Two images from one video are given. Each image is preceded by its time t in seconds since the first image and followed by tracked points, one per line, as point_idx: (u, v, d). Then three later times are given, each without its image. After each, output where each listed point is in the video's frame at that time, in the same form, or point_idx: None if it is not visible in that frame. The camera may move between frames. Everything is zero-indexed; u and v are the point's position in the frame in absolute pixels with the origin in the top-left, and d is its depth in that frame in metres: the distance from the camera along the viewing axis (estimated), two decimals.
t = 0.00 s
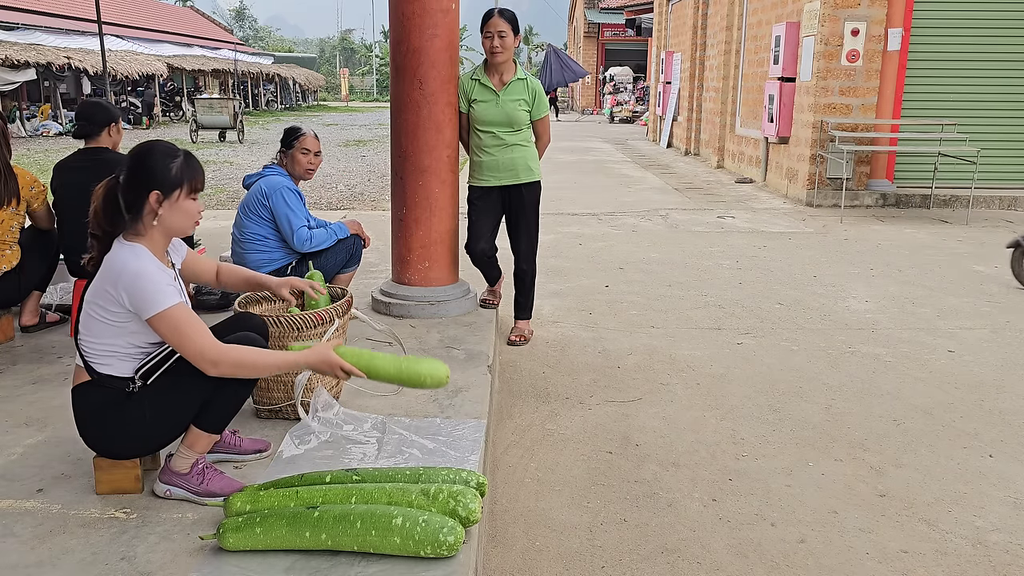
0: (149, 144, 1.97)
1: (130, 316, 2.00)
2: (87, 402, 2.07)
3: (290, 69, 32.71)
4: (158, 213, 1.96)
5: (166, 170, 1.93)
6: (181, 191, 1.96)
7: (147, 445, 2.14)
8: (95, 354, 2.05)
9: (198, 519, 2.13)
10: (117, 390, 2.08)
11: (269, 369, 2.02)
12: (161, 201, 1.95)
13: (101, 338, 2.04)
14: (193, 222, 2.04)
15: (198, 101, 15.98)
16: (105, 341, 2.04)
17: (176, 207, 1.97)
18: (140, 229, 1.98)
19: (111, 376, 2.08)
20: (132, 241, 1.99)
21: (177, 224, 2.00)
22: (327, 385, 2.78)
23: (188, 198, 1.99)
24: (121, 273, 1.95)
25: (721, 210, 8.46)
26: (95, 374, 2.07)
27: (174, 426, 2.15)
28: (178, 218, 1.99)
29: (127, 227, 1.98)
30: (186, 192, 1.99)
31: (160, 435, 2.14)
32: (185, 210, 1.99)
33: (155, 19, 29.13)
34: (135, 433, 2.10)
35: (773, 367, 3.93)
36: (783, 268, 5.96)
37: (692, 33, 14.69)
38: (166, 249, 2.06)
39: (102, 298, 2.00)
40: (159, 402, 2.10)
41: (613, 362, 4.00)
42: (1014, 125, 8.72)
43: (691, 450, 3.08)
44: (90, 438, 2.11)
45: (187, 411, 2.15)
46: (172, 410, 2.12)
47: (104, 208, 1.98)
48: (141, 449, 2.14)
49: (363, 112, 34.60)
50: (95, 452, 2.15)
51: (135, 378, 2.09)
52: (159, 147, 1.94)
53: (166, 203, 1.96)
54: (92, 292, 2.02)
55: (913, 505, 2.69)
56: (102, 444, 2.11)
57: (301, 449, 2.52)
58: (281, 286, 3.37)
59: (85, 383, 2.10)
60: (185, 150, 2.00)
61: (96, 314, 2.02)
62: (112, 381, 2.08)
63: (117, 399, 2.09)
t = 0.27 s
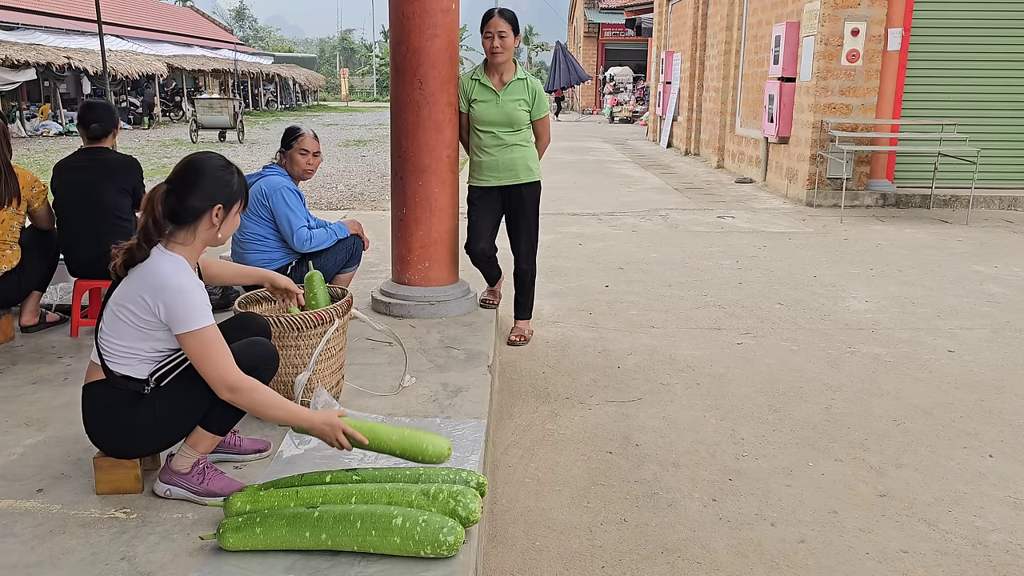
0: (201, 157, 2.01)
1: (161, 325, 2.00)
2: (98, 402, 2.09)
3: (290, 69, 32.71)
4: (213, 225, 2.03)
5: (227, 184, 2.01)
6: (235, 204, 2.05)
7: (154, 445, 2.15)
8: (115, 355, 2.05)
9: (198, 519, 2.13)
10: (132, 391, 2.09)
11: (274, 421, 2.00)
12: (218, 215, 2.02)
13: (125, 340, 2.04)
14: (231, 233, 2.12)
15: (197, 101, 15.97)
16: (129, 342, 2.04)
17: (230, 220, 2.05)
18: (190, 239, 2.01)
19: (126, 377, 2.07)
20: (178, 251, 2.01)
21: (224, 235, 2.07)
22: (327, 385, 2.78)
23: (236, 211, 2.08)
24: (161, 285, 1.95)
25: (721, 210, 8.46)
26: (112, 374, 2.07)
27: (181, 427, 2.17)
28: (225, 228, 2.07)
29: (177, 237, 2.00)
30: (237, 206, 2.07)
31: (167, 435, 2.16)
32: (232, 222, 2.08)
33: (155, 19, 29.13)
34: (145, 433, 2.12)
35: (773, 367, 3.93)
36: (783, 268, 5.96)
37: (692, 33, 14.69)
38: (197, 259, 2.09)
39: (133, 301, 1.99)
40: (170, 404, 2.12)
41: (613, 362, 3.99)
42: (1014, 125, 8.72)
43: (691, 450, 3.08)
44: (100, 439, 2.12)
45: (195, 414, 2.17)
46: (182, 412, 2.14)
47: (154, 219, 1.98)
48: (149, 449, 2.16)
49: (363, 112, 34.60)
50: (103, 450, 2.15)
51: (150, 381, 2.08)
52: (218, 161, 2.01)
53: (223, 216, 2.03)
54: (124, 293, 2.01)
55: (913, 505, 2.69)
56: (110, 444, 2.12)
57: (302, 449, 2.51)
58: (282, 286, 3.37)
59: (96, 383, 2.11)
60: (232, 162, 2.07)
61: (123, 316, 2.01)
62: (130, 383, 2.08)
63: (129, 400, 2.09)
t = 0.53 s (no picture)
0: (224, 165, 2.03)
1: (174, 329, 2.02)
2: (105, 401, 2.10)
3: (290, 69, 32.71)
4: (232, 231, 2.07)
5: (249, 192, 2.05)
6: (255, 211, 2.10)
7: (159, 445, 2.16)
8: (125, 354, 2.07)
9: (198, 519, 2.13)
10: (139, 391, 2.10)
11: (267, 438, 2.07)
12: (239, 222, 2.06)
13: (135, 340, 2.05)
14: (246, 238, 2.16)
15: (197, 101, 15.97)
16: (139, 343, 2.05)
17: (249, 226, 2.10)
18: (209, 245, 2.05)
19: (133, 378, 2.09)
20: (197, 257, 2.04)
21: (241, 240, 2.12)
22: (327, 385, 2.78)
23: (254, 217, 2.12)
24: (177, 290, 1.97)
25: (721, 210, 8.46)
26: (120, 374, 2.09)
27: (184, 428, 2.17)
28: (242, 234, 2.11)
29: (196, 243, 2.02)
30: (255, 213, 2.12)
31: (171, 436, 2.16)
32: (250, 228, 2.12)
33: (155, 19, 29.13)
34: (149, 433, 2.12)
35: (773, 367, 3.93)
36: (783, 268, 5.96)
37: (692, 33, 14.69)
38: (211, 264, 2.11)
39: (147, 304, 2.01)
40: (176, 405, 2.12)
41: (613, 362, 3.99)
42: (1014, 125, 8.72)
43: (691, 450, 3.08)
44: (104, 438, 2.13)
45: (199, 416, 2.17)
46: (187, 413, 2.15)
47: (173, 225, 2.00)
48: (152, 448, 2.16)
49: (363, 112, 34.60)
50: (107, 448, 2.16)
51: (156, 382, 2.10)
52: (239, 169, 2.04)
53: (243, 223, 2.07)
54: (138, 294, 2.02)
55: (913, 505, 2.69)
56: (115, 443, 2.13)
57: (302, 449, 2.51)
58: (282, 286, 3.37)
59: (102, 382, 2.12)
60: (250, 169, 2.11)
61: (136, 317, 2.03)
62: (137, 383, 2.09)
63: (135, 400, 2.11)
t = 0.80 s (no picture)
0: (229, 165, 2.04)
1: (176, 328, 2.02)
2: (106, 400, 2.10)
3: (290, 69, 32.72)
4: (235, 232, 2.07)
5: (253, 193, 2.06)
6: (259, 213, 2.10)
7: (159, 445, 2.16)
8: (128, 353, 2.07)
9: (198, 519, 2.13)
10: (139, 391, 2.10)
11: (270, 437, 2.07)
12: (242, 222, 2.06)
13: (138, 338, 2.05)
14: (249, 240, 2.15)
15: (197, 101, 15.97)
16: (142, 341, 2.05)
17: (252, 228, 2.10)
18: (212, 244, 2.04)
19: (134, 376, 2.09)
20: (199, 256, 2.04)
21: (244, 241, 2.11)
22: (327, 385, 2.78)
23: (258, 219, 2.12)
24: (180, 289, 1.97)
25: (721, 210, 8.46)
26: (121, 373, 2.08)
27: (186, 428, 2.17)
28: (245, 235, 2.11)
29: (199, 242, 2.02)
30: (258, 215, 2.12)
31: (172, 435, 2.16)
32: (253, 230, 2.12)
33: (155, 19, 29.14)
34: (150, 432, 2.12)
35: (773, 367, 3.93)
36: (783, 268, 5.96)
37: (692, 33, 14.70)
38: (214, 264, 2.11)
39: (150, 302, 2.01)
40: (176, 405, 2.12)
41: (613, 362, 4.00)
42: (1014, 125, 8.73)
43: (691, 450, 3.08)
44: (105, 436, 2.13)
45: (200, 416, 2.17)
46: (187, 414, 2.15)
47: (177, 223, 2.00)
48: (154, 448, 2.16)
49: (363, 112, 34.60)
50: (108, 447, 2.16)
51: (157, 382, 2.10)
52: (245, 170, 2.05)
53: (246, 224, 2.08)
54: (141, 293, 2.02)
55: (913, 505, 2.69)
56: (115, 442, 2.13)
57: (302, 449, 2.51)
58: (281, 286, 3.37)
59: (103, 381, 2.11)
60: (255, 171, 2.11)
61: (139, 315, 2.03)
62: (137, 382, 2.09)
63: (135, 400, 2.11)
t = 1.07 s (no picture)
0: (219, 162, 2.04)
1: (172, 324, 2.02)
2: (105, 399, 2.09)
3: (290, 69, 32.72)
4: (226, 228, 2.07)
5: (243, 189, 2.06)
6: (249, 209, 2.10)
7: (159, 445, 2.16)
8: (126, 352, 2.07)
9: (198, 519, 2.13)
10: (138, 390, 2.10)
11: (272, 432, 2.06)
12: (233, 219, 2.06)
13: (136, 337, 2.05)
14: (242, 237, 2.15)
15: (197, 101, 15.97)
16: (139, 340, 2.05)
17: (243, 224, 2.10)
18: (204, 240, 2.04)
19: (133, 375, 2.09)
20: (191, 252, 2.04)
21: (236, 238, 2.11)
22: (327, 385, 2.78)
23: (249, 216, 2.12)
24: (175, 284, 1.97)
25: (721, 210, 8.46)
26: (120, 372, 2.08)
27: (186, 427, 2.17)
28: (237, 231, 2.11)
29: (190, 238, 2.02)
30: (249, 212, 2.12)
31: (171, 435, 2.16)
32: (244, 227, 2.12)
33: (155, 19, 29.15)
34: (149, 432, 2.12)
35: (773, 367, 3.93)
36: (783, 268, 5.95)
37: (692, 33, 14.70)
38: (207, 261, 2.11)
39: (146, 300, 2.01)
40: (176, 404, 2.12)
41: (612, 362, 3.99)
42: (1013, 125, 8.73)
43: (691, 450, 3.08)
44: (104, 436, 2.13)
45: (200, 416, 2.17)
46: (187, 413, 2.15)
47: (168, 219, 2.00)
48: (153, 448, 2.16)
49: (363, 112, 34.60)
50: (107, 447, 2.16)
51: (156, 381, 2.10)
52: (234, 166, 2.05)
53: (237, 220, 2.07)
54: (136, 291, 2.02)
55: (913, 505, 2.69)
56: (115, 441, 2.13)
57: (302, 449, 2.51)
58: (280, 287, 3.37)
59: (102, 380, 2.11)
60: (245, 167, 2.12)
61: (136, 314, 2.03)
62: (136, 380, 2.09)
63: (135, 399, 2.11)
